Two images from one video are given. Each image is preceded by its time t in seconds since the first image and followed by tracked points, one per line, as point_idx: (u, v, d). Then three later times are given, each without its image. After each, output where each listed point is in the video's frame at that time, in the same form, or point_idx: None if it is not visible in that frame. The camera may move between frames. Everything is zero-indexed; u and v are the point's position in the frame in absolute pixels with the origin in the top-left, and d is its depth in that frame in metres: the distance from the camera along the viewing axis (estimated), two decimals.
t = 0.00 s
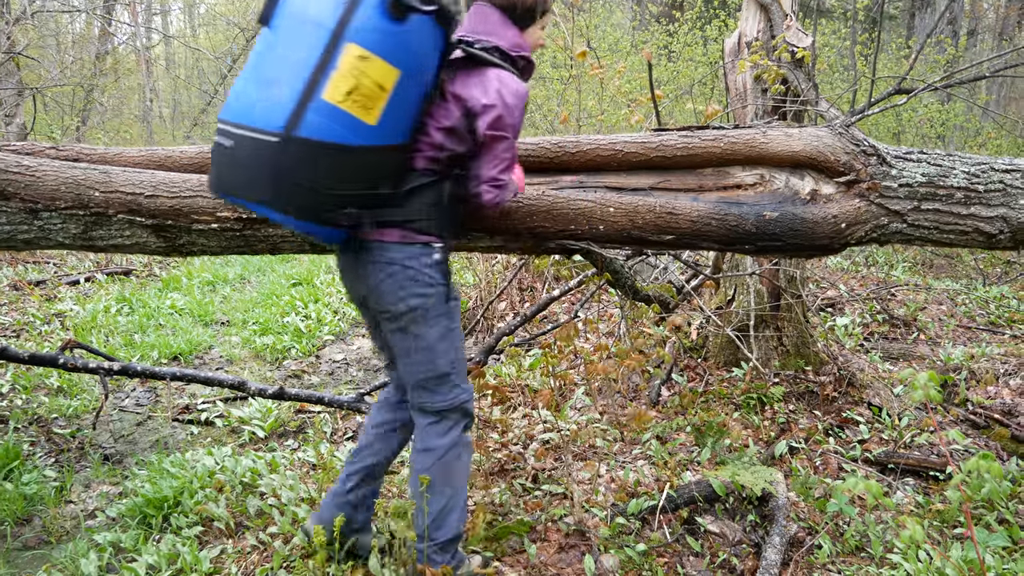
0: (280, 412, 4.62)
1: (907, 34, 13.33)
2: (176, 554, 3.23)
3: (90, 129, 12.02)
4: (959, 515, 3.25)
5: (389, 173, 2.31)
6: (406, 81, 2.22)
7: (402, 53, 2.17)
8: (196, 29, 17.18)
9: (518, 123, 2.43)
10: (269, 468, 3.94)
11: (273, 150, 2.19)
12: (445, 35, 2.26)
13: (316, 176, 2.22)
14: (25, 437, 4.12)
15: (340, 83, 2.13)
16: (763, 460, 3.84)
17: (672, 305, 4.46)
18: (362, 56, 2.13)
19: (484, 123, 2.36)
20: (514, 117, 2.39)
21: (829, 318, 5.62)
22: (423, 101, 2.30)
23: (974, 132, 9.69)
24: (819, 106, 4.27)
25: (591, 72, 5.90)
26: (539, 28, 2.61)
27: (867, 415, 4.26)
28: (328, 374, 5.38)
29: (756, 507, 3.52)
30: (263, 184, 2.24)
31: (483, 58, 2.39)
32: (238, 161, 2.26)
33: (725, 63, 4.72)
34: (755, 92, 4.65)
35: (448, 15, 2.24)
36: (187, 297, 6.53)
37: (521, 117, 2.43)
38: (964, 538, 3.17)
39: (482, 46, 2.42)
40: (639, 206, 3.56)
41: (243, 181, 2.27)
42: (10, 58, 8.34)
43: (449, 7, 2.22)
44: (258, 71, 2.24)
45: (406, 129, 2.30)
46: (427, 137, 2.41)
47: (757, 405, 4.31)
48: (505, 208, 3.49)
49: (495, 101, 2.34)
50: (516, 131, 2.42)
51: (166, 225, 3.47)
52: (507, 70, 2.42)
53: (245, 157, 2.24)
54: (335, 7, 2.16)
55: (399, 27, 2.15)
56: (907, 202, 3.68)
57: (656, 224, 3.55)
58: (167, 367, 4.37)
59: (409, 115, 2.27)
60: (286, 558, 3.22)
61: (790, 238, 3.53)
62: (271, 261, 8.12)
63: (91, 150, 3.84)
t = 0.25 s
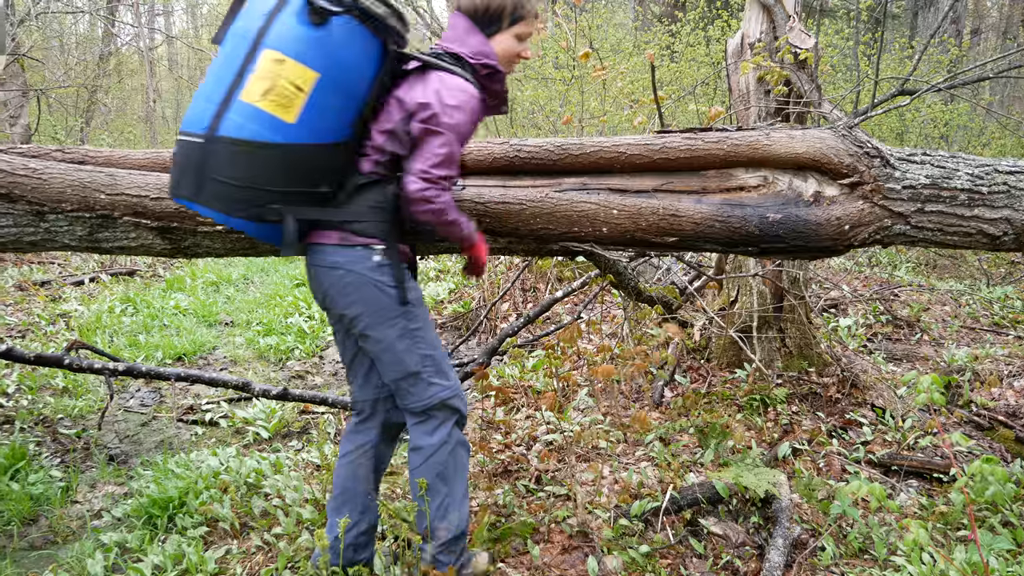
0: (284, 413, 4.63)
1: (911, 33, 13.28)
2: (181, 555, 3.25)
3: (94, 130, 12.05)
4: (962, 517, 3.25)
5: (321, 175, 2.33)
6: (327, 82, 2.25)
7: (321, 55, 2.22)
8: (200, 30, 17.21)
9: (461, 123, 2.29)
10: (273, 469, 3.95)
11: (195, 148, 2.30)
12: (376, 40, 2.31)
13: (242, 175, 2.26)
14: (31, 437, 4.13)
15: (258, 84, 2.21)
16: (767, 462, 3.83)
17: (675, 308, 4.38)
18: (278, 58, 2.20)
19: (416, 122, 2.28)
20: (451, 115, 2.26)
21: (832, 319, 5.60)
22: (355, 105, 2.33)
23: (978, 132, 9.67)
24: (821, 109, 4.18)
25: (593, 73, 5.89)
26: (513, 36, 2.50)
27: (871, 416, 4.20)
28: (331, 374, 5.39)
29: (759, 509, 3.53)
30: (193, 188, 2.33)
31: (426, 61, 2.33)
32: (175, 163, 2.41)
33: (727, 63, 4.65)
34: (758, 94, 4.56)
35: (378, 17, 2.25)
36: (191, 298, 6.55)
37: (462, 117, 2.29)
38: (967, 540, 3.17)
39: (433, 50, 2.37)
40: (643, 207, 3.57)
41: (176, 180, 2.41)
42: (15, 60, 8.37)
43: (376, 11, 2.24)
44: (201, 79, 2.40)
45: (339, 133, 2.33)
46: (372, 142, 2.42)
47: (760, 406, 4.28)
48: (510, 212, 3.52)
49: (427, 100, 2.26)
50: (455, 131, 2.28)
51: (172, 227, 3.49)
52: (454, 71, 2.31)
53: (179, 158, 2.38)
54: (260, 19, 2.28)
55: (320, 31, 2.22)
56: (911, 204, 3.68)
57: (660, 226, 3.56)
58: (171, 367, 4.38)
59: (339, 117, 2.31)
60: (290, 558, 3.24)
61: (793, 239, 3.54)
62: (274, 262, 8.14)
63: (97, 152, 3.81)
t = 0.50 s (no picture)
0: (294, 413, 4.62)
1: (921, 32, 13.20)
2: (192, 554, 3.27)
3: (104, 131, 12.09)
4: (974, 521, 3.25)
5: (282, 158, 2.52)
6: (286, 71, 2.47)
7: (281, 46, 2.46)
8: (208, 30, 17.25)
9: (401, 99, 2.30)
10: (283, 469, 3.96)
11: (181, 143, 2.59)
12: (339, 34, 2.51)
13: (212, 159, 2.51)
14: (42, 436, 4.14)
15: (226, 75, 2.48)
16: (776, 464, 3.79)
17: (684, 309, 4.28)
18: (243, 52, 2.48)
19: (361, 100, 2.34)
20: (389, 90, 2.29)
21: (841, 320, 5.58)
22: (317, 93, 2.51)
23: (989, 132, 9.61)
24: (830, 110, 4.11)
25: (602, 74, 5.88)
26: (485, 23, 2.56)
27: (880, 419, 4.19)
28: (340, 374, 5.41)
29: (768, 512, 3.53)
30: (180, 179, 2.61)
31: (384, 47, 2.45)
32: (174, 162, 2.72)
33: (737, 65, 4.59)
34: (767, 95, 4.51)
35: (339, 8, 2.48)
36: (200, 298, 6.57)
37: (403, 92, 2.30)
38: (979, 544, 3.17)
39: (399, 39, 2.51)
40: (652, 209, 3.57)
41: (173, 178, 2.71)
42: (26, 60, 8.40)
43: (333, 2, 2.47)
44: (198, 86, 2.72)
45: (302, 120, 2.51)
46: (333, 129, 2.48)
47: (769, 408, 4.21)
48: (519, 214, 3.52)
49: (372, 77, 2.33)
50: (394, 105, 2.28)
51: (183, 229, 3.52)
52: (407, 53, 2.38)
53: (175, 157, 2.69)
54: (237, 25, 2.59)
55: (283, 27, 2.48)
56: (922, 206, 3.66)
57: (669, 228, 3.56)
58: (181, 367, 4.39)
59: (299, 105, 2.50)
60: (300, 558, 3.26)
61: (803, 242, 3.52)
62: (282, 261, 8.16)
63: (109, 155, 3.83)
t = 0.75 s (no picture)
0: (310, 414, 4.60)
1: (937, 32, 13.07)
2: (212, 554, 3.30)
3: (120, 131, 12.18)
4: (994, 527, 3.23)
5: (277, 171, 2.55)
6: (282, 85, 2.50)
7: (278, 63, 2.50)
8: (222, 31, 17.34)
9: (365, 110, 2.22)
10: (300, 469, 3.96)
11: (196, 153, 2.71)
12: (335, 45, 2.50)
13: (217, 172, 2.57)
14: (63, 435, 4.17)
15: (231, 90, 2.56)
16: (793, 468, 3.77)
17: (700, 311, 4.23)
18: (247, 68, 2.54)
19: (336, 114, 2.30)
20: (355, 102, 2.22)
21: (858, 323, 5.55)
22: (312, 106, 2.51)
23: (1008, 134, 9.52)
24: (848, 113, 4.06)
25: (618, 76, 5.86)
26: (472, 26, 2.44)
27: (898, 422, 4.15)
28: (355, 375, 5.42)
29: (785, 516, 3.52)
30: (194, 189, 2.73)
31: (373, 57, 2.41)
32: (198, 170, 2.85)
33: (753, 67, 4.54)
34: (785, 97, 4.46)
35: (333, 18, 2.46)
36: (217, 299, 6.60)
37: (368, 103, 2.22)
38: (999, 550, 3.15)
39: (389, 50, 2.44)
40: (669, 212, 3.57)
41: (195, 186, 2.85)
42: (46, 62, 8.48)
43: (326, 13, 2.46)
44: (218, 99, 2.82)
45: (297, 135, 2.53)
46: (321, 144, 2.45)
47: (786, 411, 4.19)
48: (536, 216, 3.53)
49: (346, 91, 2.28)
50: (360, 117, 2.21)
51: (203, 231, 3.56)
52: (387, 64, 2.30)
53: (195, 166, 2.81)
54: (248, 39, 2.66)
55: (282, 41, 2.51)
56: (942, 209, 3.64)
57: (686, 231, 3.56)
58: (200, 367, 4.41)
59: (294, 120, 2.51)
60: (318, 559, 3.28)
61: (821, 245, 3.51)
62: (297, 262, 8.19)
63: (130, 158, 3.85)
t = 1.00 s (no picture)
0: (326, 415, 4.56)
1: (956, 32, 12.93)
2: (229, 554, 3.31)
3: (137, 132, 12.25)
4: (1013, 534, 3.20)
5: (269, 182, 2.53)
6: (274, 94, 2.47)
7: (277, 67, 2.46)
8: (237, 32, 17.42)
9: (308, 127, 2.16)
10: (316, 470, 3.94)
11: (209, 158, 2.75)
12: (318, 53, 2.49)
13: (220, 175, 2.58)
14: (82, 435, 4.20)
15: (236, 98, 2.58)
16: (809, 472, 3.78)
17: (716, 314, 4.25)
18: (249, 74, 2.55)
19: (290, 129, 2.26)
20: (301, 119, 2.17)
21: (875, 327, 5.51)
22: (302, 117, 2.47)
23: None
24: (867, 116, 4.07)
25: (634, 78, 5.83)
26: (432, 31, 2.30)
27: (916, 427, 4.12)
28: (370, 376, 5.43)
29: (802, 521, 3.50)
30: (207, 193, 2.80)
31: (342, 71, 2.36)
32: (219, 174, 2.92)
33: (771, 69, 4.52)
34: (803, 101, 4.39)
35: (319, 30, 2.50)
36: (234, 299, 6.56)
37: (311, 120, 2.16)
38: (1018, 558, 3.12)
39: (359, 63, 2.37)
40: (686, 216, 3.56)
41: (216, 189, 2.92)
42: (65, 64, 8.56)
43: (314, 24, 2.50)
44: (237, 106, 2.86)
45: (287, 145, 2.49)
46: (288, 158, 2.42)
47: (802, 416, 4.18)
48: (553, 219, 3.53)
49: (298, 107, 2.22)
50: (302, 135, 2.16)
51: (223, 233, 3.60)
52: (342, 81, 2.23)
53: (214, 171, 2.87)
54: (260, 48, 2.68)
55: (280, 50, 2.51)
56: (961, 214, 3.62)
57: (703, 234, 3.55)
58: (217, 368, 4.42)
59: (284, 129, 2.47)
60: (334, 561, 3.29)
61: (839, 249, 3.49)
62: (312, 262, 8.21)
63: (150, 161, 3.86)
